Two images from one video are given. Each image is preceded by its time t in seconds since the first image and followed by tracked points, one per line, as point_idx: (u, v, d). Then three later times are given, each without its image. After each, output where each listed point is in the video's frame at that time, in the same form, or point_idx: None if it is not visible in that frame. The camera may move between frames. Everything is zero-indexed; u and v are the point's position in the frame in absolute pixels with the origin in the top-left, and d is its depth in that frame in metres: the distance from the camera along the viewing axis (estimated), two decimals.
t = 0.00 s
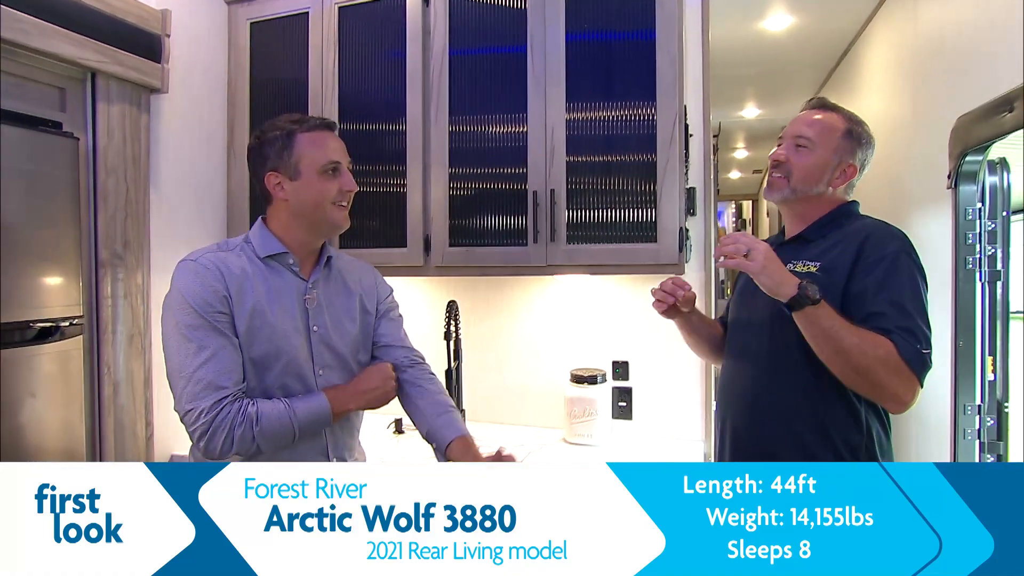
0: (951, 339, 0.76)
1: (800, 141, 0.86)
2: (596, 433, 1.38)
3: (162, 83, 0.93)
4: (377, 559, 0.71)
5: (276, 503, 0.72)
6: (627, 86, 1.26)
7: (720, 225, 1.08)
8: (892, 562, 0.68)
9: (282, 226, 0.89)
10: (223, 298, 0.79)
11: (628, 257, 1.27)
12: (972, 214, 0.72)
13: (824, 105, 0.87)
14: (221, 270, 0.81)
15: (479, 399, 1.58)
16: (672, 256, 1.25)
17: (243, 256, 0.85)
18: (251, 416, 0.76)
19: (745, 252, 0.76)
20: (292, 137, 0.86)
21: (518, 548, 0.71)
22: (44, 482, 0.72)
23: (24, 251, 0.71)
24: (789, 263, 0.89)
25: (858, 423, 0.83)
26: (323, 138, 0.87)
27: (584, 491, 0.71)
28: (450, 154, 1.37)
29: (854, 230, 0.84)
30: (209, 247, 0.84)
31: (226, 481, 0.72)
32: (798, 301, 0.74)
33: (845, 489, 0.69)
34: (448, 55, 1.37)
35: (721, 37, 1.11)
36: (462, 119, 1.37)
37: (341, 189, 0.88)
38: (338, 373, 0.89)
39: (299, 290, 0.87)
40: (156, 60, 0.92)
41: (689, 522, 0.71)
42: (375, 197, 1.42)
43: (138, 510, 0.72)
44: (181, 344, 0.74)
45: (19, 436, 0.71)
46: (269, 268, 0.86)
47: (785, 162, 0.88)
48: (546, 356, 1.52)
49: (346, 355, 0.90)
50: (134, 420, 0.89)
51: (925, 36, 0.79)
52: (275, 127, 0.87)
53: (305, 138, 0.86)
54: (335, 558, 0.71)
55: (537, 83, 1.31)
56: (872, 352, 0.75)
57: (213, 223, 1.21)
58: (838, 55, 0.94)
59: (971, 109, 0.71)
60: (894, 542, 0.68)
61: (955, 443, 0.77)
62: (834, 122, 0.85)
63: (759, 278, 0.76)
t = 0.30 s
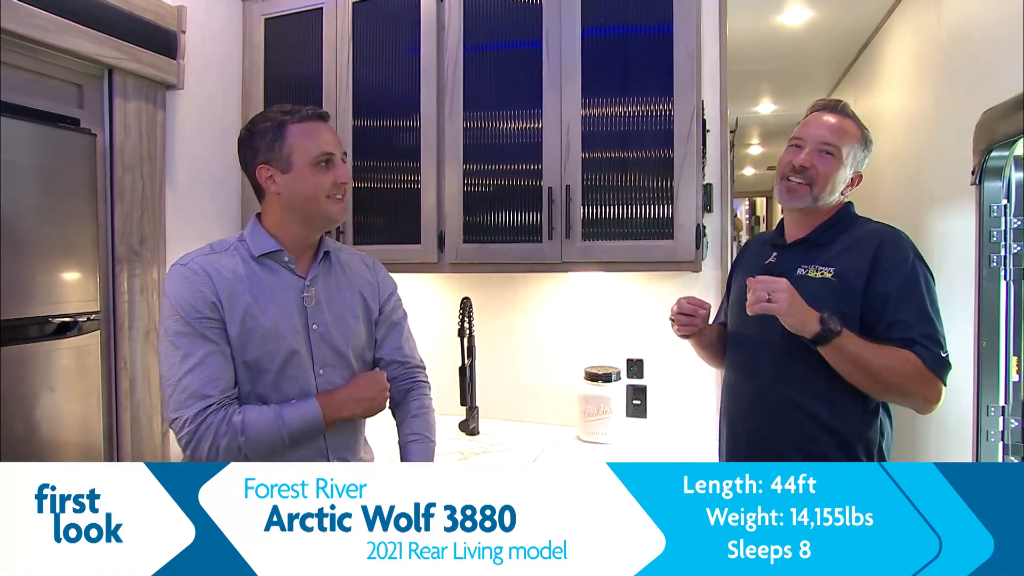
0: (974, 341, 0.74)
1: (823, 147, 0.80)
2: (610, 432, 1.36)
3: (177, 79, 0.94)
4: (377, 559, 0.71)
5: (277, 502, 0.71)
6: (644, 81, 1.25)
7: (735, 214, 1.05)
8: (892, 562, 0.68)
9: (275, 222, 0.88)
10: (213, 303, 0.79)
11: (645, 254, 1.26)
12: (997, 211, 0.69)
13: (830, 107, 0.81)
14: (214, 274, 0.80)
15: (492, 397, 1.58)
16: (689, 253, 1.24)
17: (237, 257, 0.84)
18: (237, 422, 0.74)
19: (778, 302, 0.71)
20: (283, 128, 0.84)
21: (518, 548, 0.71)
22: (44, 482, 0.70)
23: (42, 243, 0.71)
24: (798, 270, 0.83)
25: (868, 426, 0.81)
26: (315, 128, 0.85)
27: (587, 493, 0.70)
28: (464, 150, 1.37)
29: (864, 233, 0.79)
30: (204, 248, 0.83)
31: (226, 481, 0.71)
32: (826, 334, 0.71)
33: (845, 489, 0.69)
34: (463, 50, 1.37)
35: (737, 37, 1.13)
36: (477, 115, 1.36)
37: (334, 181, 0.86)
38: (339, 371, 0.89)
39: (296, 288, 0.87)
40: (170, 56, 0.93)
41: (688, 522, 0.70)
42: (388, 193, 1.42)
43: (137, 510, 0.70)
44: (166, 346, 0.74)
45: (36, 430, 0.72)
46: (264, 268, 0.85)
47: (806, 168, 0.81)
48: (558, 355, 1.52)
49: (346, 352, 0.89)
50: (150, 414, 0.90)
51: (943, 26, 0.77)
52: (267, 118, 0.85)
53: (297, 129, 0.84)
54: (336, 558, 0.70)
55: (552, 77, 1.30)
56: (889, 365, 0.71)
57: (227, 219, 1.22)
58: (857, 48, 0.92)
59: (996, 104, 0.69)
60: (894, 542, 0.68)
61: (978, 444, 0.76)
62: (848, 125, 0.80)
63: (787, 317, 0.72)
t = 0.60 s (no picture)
0: (990, 339, 0.72)
1: (827, 149, 0.79)
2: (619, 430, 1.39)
3: (187, 75, 0.94)
4: (377, 559, 0.71)
5: (276, 503, 0.71)
6: (657, 78, 1.23)
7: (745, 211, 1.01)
8: (892, 562, 0.67)
9: (282, 215, 0.88)
10: (201, 300, 0.82)
11: (656, 252, 1.26)
12: (1015, 210, 0.69)
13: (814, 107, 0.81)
14: (210, 271, 0.83)
15: (499, 396, 1.54)
16: (701, 251, 1.23)
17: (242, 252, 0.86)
18: (121, 433, 0.72)
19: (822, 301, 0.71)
20: (290, 121, 0.83)
21: (518, 548, 0.70)
22: (44, 482, 0.70)
23: (56, 237, 0.70)
24: (811, 269, 0.84)
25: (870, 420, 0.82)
26: (322, 120, 0.84)
27: (587, 493, 0.70)
28: (474, 146, 1.36)
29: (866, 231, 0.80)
30: (211, 243, 0.86)
31: (226, 480, 0.71)
32: (872, 331, 0.72)
33: (845, 488, 0.69)
34: (473, 47, 1.37)
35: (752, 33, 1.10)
36: (487, 112, 1.36)
37: (342, 174, 0.85)
38: (353, 361, 0.90)
39: (306, 283, 0.88)
40: (181, 51, 0.93)
41: (689, 522, 0.70)
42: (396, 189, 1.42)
43: (138, 510, 0.70)
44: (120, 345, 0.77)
45: (41, 428, 0.71)
46: (272, 262, 0.87)
47: (813, 172, 0.81)
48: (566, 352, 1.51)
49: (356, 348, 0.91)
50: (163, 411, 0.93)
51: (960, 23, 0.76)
52: (273, 110, 0.84)
53: (304, 122, 0.84)
54: (336, 558, 0.71)
55: (563, 73, 1.30)
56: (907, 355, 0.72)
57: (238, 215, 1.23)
58: (870, 46, 0.92)
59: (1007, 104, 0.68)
60: (894, 542, 0.68)
61: (992, 446, 0.74)
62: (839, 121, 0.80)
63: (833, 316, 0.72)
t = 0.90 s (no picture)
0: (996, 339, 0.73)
1: (811, 147, 0.79)
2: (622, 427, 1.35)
3: (192, 69, 0.93)
4: (377, 559, 0.70)
5: (277, 503, 0.71)
6: (662, 76, 1.23)
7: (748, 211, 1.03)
8: (892, 562, 0.67)
9: (289, 210, 0.88)
10: (198, 281, 0.80)
11: (659, 249, 1.25)
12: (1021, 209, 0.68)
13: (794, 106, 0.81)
14: (213, 257, 0.81)
15: (505, 394, 1.58)
16: (705, 248, 1.22)
17: (247, 242, 0.84)
18: (82, 388, 0.72)
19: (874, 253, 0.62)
20: (300, 114, 0.84)
21: (518, 548, 0.70)
22: (44, 482, 0.69)
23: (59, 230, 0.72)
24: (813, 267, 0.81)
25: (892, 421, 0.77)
26: (332, 114, 0.85)
27: (587, 493, 0.70)
28: (477, 143, 1.36)
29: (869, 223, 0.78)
30: (216, 230, 0.84)
31: (226, 480, 0.71)
32: (907, 293, 0.64)
33: (844, 489, 0.68)
34: (478, 43, 1.36)
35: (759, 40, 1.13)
36: (491, 108, 1.36)
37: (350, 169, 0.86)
38: (359, 351, 0.90)
39: (311, 277, 0.86)
40: (185, 45, 0.91)
41: (689, 522, 0.70)
42: (399, 185, 1.42)
43: (138, 510, 0.70)
44: (103, 310, 0.75)
45: (43, 416, 0.76)
46: (276, 254, 0.85)
47: (802, 172, 0.79)
48: (566, 347, 1.52)
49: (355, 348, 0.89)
50: (163, 404, 0.94)
51: (963, 21, 0.76)
52: (284, 103, 0.85)
53: (314, 115, 0.84)
54: (335, 558, 0.70)
55: (567, 71, 1.29)
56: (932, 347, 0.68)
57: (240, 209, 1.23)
58: (874, 46, 0.91)
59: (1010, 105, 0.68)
60: (894, 542, 0.67)
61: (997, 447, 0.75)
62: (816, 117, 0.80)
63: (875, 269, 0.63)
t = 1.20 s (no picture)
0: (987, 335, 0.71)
1: (786, 155, 0.78)
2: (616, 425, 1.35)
3: (184, 66, 0.93)
4: (377, 559, 0.70)
5: (276, 502, 0.71)
6: (656, 75, 1.23)
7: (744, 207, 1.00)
8: (891, 562, 0.68)
9: (280, 209, 0.87)
10: (190, 283, 0.80)
11: (654, 248, 1.25)
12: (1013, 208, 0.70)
13: (755, 119, 0.81)
14: (205, 258, 0.81)
15: (499, 391, 1.58)
16: (698, 246, 1.22)
17: (238, 242, 0.84)
18: (83, 408, 0.75)
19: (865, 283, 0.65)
20: (291, 113, 0.83)
21: (518, 548, 0.70)
22: (44, 482, 0.69)
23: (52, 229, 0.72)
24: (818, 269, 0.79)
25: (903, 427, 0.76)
26: (324, 113, 0.84)
27: (586, 492, 0.70)
28: (472, 141, 1.36)
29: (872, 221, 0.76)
30: (206, 230, 0.83)
31: (226, 480, 0.71)
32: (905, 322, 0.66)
33: (845, 490, 0.69)
34: (471, 42, 1.36)
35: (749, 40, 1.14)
36: (485, 107, 1.35)
37: (342, 169, 0.85)
38: (350, 350, 0.89)
39: (302, 276, 0.86)
40: (178, 43, 0.91)
41: (689, 522, 0.70)
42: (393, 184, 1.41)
43: (138, 510, 0.70)
44: (94, 327, 0.77)
45: (36, 416, 0.76)
46: (267, 253, 0.85)
47: (786, 184, 0.79)
48: (561, 347, 1.52)
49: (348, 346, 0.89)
50: (156, 405, 0.94)
51: (956, 24, 0.76)
52: (275, 101, 0.84)
53: (306, 115, 0.83)
54: (336, 558, 0.70)
55: (561, 68, 1.29)
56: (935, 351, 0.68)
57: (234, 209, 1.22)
58: (869, 44, 0.91)
59: (1004, 104, 0.69)
60: (894, 542, 0.68)
61: (986, 445, 0.75)
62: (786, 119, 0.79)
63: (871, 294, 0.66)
